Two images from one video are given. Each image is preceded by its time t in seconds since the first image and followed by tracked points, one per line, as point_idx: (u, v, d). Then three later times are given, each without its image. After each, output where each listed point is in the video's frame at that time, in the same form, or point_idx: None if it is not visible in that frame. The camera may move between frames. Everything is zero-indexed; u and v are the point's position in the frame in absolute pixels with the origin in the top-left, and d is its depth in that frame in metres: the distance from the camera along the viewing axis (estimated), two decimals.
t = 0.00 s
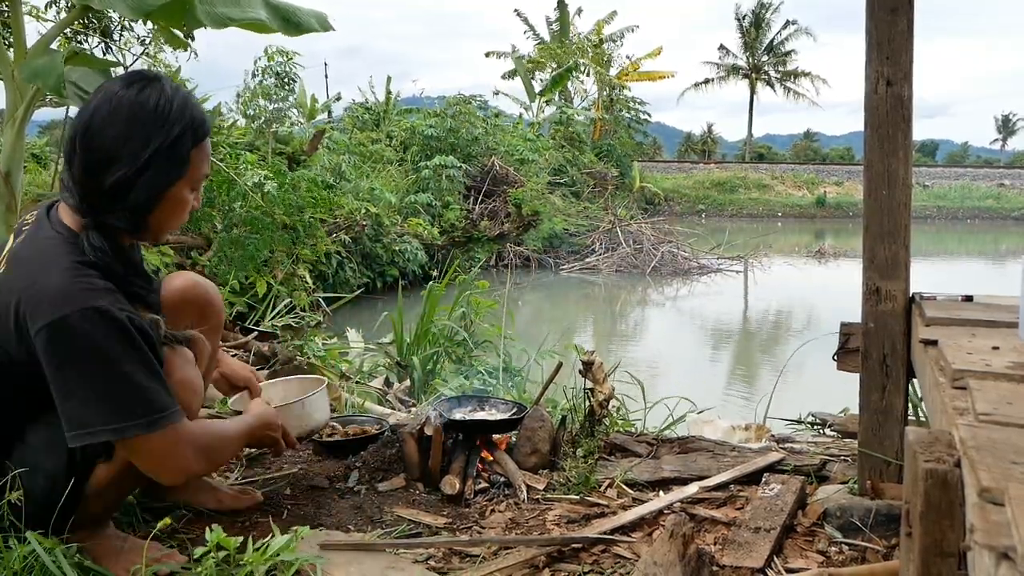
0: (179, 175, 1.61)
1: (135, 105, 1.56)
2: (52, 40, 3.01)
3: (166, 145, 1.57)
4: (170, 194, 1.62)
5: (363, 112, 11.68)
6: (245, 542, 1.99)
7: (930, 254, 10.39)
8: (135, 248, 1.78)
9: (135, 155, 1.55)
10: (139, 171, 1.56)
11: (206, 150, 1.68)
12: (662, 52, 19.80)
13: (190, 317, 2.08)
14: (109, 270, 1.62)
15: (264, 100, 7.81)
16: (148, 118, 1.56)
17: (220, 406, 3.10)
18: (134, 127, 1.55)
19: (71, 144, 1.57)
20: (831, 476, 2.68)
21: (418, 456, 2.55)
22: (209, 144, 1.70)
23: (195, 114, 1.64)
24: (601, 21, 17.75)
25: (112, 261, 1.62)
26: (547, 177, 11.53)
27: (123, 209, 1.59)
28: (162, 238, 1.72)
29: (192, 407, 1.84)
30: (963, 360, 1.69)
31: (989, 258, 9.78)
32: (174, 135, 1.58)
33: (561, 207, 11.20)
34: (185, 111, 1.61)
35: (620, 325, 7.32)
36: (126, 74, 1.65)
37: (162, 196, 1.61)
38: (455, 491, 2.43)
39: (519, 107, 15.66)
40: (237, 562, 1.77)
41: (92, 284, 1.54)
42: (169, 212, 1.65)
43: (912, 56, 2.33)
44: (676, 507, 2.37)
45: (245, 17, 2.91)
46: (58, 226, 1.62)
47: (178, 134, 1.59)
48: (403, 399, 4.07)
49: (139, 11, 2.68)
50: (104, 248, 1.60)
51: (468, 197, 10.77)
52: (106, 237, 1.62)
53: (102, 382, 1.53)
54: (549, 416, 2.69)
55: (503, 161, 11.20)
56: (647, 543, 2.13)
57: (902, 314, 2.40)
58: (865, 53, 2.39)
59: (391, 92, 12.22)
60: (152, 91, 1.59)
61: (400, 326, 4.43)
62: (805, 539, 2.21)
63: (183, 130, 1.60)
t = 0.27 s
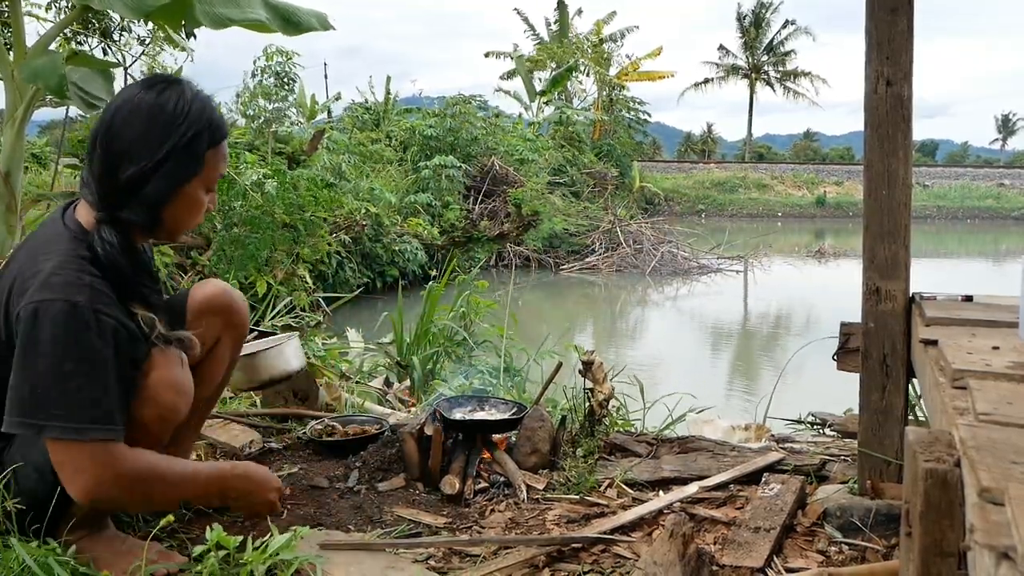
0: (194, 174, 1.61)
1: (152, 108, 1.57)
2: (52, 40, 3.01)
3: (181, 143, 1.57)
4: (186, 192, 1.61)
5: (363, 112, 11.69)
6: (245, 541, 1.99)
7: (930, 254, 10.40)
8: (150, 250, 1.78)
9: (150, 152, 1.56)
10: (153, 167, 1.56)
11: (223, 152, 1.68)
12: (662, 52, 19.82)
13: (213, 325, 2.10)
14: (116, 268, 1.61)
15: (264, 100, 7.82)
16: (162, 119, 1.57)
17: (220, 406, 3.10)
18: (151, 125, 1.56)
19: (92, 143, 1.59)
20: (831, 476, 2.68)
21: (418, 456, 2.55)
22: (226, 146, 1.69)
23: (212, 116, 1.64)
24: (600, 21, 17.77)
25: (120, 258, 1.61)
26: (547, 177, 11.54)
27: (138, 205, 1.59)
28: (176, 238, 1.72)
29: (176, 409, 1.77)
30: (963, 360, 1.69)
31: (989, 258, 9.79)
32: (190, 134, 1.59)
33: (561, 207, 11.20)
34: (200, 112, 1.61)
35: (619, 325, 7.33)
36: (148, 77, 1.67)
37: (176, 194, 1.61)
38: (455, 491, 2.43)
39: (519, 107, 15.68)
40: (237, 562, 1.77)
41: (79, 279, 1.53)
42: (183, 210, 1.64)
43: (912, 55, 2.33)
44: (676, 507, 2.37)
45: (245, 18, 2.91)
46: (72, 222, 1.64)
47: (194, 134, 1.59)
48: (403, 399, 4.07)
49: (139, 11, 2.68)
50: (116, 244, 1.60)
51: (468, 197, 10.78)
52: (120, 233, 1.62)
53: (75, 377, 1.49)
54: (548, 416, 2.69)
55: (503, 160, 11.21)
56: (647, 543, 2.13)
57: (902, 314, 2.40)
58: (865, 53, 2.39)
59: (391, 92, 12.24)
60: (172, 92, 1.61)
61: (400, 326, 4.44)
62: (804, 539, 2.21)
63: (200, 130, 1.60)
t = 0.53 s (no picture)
0: (207, 168, 1.64)
1: (172, 103, 1.64)
2: (53, 39, 3.01)
3: (194, 137, 1.62)
4: (196, 185, 1.65)
5: (363, 111, 11.69)
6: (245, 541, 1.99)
7: (930, 254, 10.40)
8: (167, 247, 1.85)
9: (164, 141, 1.62)
10: (166, 157, 1.62)
11: (241, 153, 1.71)
12: (662, 52, 19.83)
13: (237, 332, 2.13)
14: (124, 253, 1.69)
15: (264, 100, 7.82)
16: (182, 114, 1.63)
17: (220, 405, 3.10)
18: (170, 118, 1.63)
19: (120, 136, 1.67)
20: (831, 475, 2.68)
21: (418, 456, 2.55)
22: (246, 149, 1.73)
23: (233, 117, 1.70)
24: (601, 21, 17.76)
25: (131, 245, 1.70)
26: (548, 176, 11.54)
27: (151, 193, 1.65)
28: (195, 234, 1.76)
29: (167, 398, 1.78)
30: (963, 359, 1.69)
31: (989, 257, 9.80)
32: (205, 128, 1.63)
33: (561, 207, 11.20)
34: (221, 110, 1.66)
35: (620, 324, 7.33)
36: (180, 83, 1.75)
37: (188, 185, 1.65)
38: (456, 490, 2.43)
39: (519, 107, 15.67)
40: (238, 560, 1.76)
41: (92, 252, 1.61)
42: (197, 203, 1.69)
43: (912, 55, 2.33)
44: (676, 507, 2.37)
45: (245, 17, 2.90)
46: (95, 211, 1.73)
47: (209, 129, 1.64)
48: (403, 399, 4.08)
49: (139, 9, 2.68)
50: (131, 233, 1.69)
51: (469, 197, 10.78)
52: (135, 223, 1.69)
53: (85, 335, 1.53)
54: (549, 416, 2.69)
55: (503, 160, 11.20)
56: (647, 543, 2.13)
57: (902, 314, 2.40)
58: (865, 52, 2.39)
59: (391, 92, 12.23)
60: (195, 90, 1.67)
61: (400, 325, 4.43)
62: (805, 539, 2.21)
63: (215, 125, 1.64)
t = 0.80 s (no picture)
0: (236, 158, 1.74)
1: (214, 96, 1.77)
2: (52, 39, 3.01)
3: (222, 128, 1.73)
4: (226, 174, 1.76)
5: (363, 111, 11.69)
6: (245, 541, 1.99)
7: (930, 254, 10.39)
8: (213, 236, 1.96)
9: (196, 131, 1.75)
10: (196, 146, 1.74)
11: (273, 150, 1.80)
12: (662, 52, 19.82)
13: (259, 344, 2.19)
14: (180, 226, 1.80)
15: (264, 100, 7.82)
16: (219, 108, 1.75)
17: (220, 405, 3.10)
18: (207, 110, 1.76)
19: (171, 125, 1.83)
20: (832, 476, 2.68)
21: (418, 456, 2.55)
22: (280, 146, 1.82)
23: (269, 113, 1.79)
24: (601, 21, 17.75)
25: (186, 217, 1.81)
26: (548, 176, 11.53)
27: (185, 178, 1.78)
28: (230, 224, 1.87)
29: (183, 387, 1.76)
30: (963, 359, 1.69)
31: (989, 257, 9.79)
32: (235, 122, 1.73)
33: (562, 207, 11.19)
34: (257, 106, 1.76)
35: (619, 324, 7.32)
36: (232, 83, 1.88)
37: (217, 174, 1.76)
38: (456, 490, 2.43)
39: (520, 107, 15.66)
40: (235, 562, 1.77)
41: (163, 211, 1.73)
42: (225, 190, 1.79)
43: (912, 55, 2.33)
44: (676, 507, 2.37)
45: (244, 18, 2.90)
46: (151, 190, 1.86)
47: (241, 121, 1.74)
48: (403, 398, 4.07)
49: (139, 10, 2.68)
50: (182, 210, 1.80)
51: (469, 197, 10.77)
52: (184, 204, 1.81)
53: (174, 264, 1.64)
54: (549, 416, 2.69)
55: (503, 160, 11.20)
56: (647, 543, 2.13)
57: (902, 314, 2.40)
58: (865, 52, 2.39)
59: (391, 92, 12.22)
60: (237, 85, 1.79)
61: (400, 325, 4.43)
62: (805, 539, 2.21)
63: (248, 119, 1.74)
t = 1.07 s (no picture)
0: (255, 166, 1.78)
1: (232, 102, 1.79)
2: (51, 40, 3.00)
3: (242, 136, 1.76)
4: (244, 181, 1.80)
5: (363, 111, 11.68)
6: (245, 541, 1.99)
7: (930, 254, 10.39)
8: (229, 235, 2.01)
9: (216, 138, 1.78)
10: (215, 152, 1.78)
11: (291, 156, 1.84)
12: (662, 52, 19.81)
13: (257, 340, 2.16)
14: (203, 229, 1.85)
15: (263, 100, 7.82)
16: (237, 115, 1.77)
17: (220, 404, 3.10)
18: (224, 116, 1.78)
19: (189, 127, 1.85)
20: (831, 476, 2.68)
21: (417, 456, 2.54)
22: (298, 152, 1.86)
23: (289, 120, 1.82)
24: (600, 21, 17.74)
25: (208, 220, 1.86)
26: (547, 176, 11.54)
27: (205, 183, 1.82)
28: (247, 227, 1.91)
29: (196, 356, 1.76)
30: (963, 359, 1.69)
31: (988, 258, 9.79)
32: (254, 130, 1.76)
33: (561, 207, 11.19)
34: (278, 114, 1.78)
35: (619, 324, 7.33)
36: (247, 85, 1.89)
37: (235, 180, 1.80)
38: (455, 491, 2.43)
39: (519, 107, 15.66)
40: (233, 561, 1.77)
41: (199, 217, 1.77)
42: (244, 196, 1.84)
43: (911, 55, 2.33)
44: (676, 507, 2.37)
45: (243, 20, 2.89)
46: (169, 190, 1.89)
47: (260, 130, 1.76)
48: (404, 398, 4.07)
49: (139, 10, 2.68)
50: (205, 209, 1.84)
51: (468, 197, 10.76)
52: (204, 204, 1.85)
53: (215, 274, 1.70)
54: (549, 416, 2.69)
55: (502, 160, 11.19)
56: (646, 543, 2.13)
57: (901, 314, 2.40)
58: (865, 52, 2.39)
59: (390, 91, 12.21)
60: (255, 92, 1.81)
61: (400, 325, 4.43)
62: (804, 539, 2.21)
63: (267, 128, 1.77)
